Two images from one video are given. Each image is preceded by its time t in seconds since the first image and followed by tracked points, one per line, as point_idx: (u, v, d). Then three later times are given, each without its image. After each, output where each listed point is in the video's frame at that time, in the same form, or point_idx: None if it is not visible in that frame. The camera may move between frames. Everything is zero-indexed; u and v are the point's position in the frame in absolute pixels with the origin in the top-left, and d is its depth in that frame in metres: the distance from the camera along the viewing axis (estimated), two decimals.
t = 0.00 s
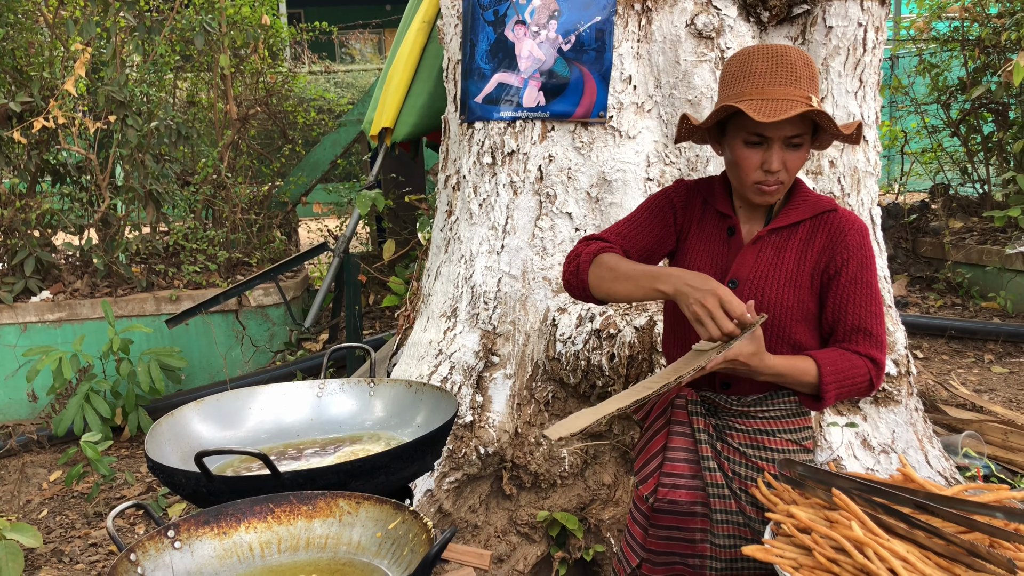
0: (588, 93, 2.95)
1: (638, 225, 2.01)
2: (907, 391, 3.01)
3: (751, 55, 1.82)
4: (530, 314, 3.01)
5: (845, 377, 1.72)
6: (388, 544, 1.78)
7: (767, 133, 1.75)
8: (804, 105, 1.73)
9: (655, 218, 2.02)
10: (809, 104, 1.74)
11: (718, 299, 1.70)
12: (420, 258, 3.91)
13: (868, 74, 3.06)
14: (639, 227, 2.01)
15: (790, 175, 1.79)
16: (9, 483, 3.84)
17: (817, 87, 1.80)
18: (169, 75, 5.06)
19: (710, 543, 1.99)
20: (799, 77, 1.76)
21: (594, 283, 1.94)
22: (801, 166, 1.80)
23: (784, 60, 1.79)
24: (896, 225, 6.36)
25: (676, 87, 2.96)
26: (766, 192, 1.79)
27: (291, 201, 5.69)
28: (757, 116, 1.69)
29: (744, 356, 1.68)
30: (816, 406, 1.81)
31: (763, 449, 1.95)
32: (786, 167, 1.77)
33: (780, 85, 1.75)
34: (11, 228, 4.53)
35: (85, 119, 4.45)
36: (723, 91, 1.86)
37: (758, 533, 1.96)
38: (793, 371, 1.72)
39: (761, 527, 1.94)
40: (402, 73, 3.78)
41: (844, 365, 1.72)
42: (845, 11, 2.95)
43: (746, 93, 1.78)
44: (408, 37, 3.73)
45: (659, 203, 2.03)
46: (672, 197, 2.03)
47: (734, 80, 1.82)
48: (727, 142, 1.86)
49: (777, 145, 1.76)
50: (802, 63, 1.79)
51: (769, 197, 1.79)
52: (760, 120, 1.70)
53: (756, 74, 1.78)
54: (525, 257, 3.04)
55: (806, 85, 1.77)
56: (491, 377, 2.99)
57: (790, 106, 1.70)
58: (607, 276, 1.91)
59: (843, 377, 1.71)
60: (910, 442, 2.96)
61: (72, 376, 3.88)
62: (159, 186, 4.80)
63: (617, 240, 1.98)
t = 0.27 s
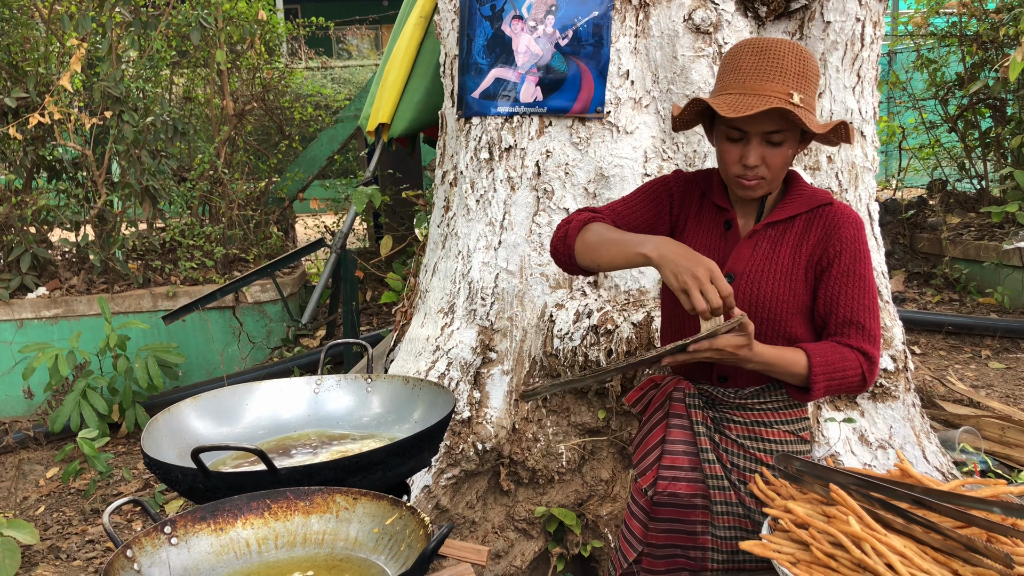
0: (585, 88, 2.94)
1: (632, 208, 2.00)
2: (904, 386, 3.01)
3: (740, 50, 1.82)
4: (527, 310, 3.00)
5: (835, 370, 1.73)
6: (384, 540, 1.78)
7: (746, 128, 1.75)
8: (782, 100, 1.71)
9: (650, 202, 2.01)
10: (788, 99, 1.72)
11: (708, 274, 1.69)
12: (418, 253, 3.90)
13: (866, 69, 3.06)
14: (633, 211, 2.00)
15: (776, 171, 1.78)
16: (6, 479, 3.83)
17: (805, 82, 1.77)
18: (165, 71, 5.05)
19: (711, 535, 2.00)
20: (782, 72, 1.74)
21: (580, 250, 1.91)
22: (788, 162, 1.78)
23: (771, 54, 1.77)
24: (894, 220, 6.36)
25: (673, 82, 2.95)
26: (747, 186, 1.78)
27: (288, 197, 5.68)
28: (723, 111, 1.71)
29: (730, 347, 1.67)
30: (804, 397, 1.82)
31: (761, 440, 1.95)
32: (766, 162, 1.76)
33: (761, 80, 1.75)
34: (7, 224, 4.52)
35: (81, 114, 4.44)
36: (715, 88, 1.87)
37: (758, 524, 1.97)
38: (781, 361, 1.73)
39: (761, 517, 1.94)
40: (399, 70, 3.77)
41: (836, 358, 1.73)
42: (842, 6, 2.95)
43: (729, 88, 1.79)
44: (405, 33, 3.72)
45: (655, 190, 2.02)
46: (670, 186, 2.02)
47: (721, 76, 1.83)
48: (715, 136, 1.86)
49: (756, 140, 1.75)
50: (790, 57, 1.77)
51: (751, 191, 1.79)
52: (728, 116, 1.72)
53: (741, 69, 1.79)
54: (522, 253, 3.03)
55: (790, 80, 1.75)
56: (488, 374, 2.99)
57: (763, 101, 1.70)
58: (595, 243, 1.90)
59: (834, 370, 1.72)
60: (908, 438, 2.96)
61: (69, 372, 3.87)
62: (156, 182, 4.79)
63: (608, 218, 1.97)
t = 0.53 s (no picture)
0: (583, 86, 2.94)
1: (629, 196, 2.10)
2: (902, 385, 3.01)
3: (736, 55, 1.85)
4: (526, 308, 3.00)
5: (813, 368, 1.68)
6: (382, 539, 1.78)
7: (706, 122, 1.80)
8: (736, 99, 1.74)
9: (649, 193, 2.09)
10: (742, 99, 1.73)
11: (670, 236, 1.80)
12: (416, 252, 3.90)
13: (863, 68, 3.07)
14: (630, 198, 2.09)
15: (747, 172, 1.78)
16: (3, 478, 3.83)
17: (778, 85, 1.74)
18: (163, 70, 5.04)
19: (702, 527, 2.02)
20: (750, 72, 1.75)
21: (560, 215, 2.03)
22: (757, 161, 1.76)
23: (748, 54, 1.78)
24: (892, 219, 6.35)
25: (671, 81, 2.95)
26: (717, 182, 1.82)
27: (286, 196, 5.67)
28: (673, 101, 1.82)
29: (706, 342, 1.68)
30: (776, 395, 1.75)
31: (751, 436, 1.96)
32: (727, 160, 1.76)
33: (727, 79, 1.79)
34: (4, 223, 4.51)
35: (78, 113, 4.43)
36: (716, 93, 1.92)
37: (747, 518, 1.99)
38: (759, 353, 1.69)
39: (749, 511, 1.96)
40: (397, 67, 3.76)
41: (816, 358, 1.69)
42: (840, 4, 2.95)
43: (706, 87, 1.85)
44: (404, 31, 3.72)
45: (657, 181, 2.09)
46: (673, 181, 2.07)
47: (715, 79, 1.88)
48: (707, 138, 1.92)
49: (716, 137, 1.78)
50: (766, 58, 1.76)
51: (721, 188, 1.81)
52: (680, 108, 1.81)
53: (722, 68, 1.83)
54: (520, 252, 3.03)
55: (759, 80, 1.75)
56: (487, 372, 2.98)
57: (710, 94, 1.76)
58: (576, 211, 2.02)
59: (812, 368, 1.67)
60: (905, 436, 2.97)
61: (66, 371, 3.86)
62: (154, 181, 4.79)
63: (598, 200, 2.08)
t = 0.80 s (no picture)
0: (584, 86, 2.94)
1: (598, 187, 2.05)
2: (903, 385, 3.01)
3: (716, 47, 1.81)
4: (526, 308, 3.01)
5: (815, 368, 1.62)
6: (383, 538, 1.78)
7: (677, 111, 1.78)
8: (707, 89, 1.71)
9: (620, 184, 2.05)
10: (713, 89, 1.70)
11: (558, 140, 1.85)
12: (416, 252, 3.90)
13: (864, 67, 3.07)
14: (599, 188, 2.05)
15: (717, 165, 1.75)
16: (4, 477, 3.83)
17: (751, 78, 1.71)
18: (164, 69, 5.04)
19: (692, 530, 2.02)
20: (724, 65, 1.72)
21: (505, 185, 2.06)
22: (727, 155, 1.74)
23: (725, 49, 1.76)
24: (893, 219, 6.29)
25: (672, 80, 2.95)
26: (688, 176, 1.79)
27: (287, 195, 5.67)
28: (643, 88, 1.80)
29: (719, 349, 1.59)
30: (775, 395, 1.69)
31: (738, 438, 1.95)
32: (698, 152, 1.74)
33: (701, 70, 1.75)
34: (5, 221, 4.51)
35: (79, 112, 4.43)
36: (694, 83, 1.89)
37: (736, 521, 2.00)
38: (763, 353, 1.60)
39: (738, 514, 1.98)
40: (398, 66, 3.77)
41: (816, 357, 1.64)
42: (841, 4, 2.96)
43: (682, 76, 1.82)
44: (405, 31, 3.72)
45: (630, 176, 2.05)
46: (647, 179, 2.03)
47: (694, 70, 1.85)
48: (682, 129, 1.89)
49: (688, 129, 1.75)
50: (742, 52, 1.73)
51: (692, 182, 1.78)
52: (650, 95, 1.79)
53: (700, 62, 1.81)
54: (521, 251, 3.03)
55: (733, 73, 1.72)
56: (488, 371, 3.00)
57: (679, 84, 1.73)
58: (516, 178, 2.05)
59: (814, 368, 1.62)
60: (906, 435, 2.96)
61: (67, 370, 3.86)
62: (154, 180, 4.78)
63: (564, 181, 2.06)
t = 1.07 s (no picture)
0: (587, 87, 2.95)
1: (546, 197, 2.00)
2: (905, 386, 3.01)
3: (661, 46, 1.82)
4: (529, 308, 3.01)
5: (814, 357, 1.61)
6: (387, 537, 1.78)
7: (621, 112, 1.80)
8: (649, 88, 1.73)
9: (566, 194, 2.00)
10: (655, 88, 1.72)
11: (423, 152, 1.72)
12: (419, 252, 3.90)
13: (867, 68, 3.07)
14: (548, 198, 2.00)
15: (660, 166, 1.77)
16: (8, 476, 3.84)
17: (693, 77, 1.73)
18: (167, 69, 5.04)
19: (671, 539, 2.03)
20: (666, 63, 1.75)
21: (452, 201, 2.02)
22: (669, 154, 1.76)
23: (668, 48, 1.78)
24: (896, 220, 6.31)
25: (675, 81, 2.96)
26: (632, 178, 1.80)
27: (290, 195, 5.67)
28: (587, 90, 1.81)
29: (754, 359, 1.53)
30: (777, 389, 1.68)
31: (710, 442, 1.93)
32: (642, 152, 1.76)
33: (646, 71, 1.77)
34: (9, 221, 4.52)
35: (83, 112, 4.44)
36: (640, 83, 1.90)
37: (715, 525, 1.98)
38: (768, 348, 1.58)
39: (717, 518, 1.96)
40: (401, 67, 3.77)
41: (810, 345, 1.63)
42: (845, 5, 2.97)
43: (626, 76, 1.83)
44: (407, 31, 3.72)
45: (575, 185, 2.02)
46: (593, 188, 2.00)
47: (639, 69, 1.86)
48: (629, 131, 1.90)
49: (632, 128, 1.77)
50: (684, 51, 1.76)
51: (636, 184, 1.79)
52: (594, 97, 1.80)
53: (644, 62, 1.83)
54: (524, 251, 3.04)
55: (675, 71, 1.74)
56: (490, 371, 3.00)
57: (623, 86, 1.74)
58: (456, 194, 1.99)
59: (814, 355, 1.60)
60: (909, 436, 2.95)
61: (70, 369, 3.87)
62: (157, 180, 4.79)
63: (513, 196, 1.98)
